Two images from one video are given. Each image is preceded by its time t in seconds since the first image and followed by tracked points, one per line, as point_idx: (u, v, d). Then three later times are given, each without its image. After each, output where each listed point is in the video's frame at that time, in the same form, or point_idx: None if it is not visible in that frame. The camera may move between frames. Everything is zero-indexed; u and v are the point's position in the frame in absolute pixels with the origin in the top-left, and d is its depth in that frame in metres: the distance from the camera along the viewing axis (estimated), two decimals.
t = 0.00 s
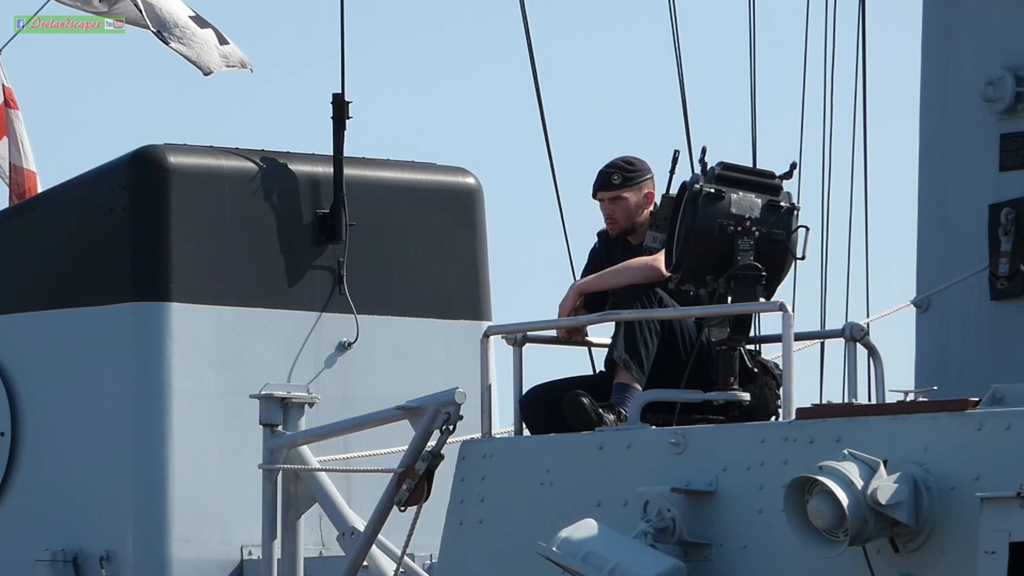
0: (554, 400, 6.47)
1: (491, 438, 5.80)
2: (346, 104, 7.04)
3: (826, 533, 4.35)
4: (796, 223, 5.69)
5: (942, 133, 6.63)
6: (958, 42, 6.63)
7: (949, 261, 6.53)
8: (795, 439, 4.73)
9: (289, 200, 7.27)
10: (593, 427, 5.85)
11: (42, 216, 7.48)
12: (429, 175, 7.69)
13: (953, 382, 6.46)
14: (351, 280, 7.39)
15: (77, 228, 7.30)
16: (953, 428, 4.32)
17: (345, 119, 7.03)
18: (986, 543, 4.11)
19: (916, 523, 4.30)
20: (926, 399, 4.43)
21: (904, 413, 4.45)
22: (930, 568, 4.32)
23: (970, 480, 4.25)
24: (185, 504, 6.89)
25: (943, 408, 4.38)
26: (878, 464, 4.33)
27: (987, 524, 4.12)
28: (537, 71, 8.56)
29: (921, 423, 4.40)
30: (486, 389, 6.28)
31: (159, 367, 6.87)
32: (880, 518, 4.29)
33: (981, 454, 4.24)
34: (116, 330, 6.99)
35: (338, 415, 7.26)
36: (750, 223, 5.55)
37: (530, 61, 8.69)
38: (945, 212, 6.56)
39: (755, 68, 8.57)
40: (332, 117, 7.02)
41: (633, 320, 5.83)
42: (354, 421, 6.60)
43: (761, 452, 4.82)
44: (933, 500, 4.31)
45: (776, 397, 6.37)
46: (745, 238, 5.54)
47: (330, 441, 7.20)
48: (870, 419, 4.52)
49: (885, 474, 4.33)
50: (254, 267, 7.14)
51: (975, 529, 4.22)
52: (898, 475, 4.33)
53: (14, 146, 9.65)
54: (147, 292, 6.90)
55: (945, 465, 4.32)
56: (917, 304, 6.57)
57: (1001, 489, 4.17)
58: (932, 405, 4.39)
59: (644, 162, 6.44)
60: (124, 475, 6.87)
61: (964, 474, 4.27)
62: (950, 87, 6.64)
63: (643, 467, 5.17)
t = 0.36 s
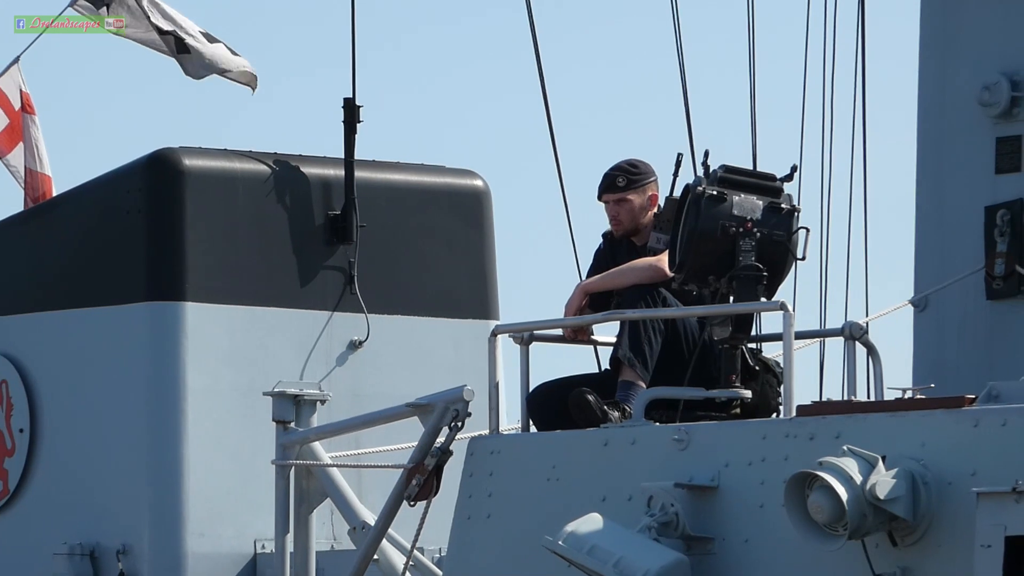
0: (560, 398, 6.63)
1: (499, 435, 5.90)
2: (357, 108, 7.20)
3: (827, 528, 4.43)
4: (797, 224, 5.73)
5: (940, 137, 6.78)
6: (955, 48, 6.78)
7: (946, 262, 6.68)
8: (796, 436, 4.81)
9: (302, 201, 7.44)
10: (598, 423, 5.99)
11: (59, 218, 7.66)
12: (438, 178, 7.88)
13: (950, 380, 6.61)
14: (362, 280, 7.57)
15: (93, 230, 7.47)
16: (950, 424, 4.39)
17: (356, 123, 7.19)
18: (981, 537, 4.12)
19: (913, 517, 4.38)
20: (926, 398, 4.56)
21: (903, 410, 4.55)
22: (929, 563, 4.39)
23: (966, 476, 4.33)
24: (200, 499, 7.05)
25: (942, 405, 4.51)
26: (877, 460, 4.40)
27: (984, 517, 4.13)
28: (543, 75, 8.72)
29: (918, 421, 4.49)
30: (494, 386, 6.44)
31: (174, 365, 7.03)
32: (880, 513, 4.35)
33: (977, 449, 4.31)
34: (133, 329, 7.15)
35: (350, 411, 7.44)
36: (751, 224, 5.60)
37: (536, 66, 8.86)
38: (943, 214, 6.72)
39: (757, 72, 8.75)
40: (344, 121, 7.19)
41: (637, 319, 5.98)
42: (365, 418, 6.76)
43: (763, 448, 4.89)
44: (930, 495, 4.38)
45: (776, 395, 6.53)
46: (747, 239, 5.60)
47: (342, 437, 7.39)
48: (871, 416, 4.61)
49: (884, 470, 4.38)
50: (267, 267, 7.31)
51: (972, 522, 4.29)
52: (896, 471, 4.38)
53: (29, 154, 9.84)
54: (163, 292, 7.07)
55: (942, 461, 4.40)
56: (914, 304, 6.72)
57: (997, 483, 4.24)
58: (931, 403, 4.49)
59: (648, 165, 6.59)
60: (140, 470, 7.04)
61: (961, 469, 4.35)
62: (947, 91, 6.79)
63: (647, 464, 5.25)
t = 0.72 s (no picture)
0: (565, 395, 6.79)
1: (506, 431, 5.97)
2: (368, 112, 7.37)
3: (826, 521, 4.46)
4: (797, 225, 5.87)
5: (938, 140, 6.93)
6: (953, 53, 6.93)
7: (944, 262, 6.83)
8: (797, 432, 4.87)
9: (313, 203, 7.62)
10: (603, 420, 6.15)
11: (76, 220, 7.85)
12: (447, 180, 8.06)
13: (946, 378, 6.75)
14: (373, 280, 7.75)
15: (109, 232, 7.65)
16: (948, 421, 4.46)
17: (367, 126, 7.36)
18: (978, 531, 4.18)
19: (911, 512, 4.44)
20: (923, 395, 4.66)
21: (899, 408, 4.62)
22: (926, 557, 4.45)
23: (963, 472, 4.40)
24: (214, 493, 7.22)
25: (939, 405, 4.62)
26: (875, 456, 4.48)
27: (979, 512, 4.20)
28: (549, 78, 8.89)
29: (916, 418, 4.55)
30: (501, 383, 6.61)
31: (189, 363, 7.20)
32: (878, 507, 4.43)
33: (973, 446, 4.38)
34: (148, 327, 7.32)
35: (361, 408, 7.62)
36: (753, 225, 5.74)
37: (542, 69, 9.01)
38: (940, 216, 6.87)
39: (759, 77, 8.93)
40: (354, 124, 7.36)
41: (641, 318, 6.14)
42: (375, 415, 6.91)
43: (764, 444, 4.95)
44: (927, 490, 4.44)
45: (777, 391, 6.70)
46: (749, 240, 5.73)
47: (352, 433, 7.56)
48: (868, 415, 4.68)
49: (883, 465, 4.46)
50: (279, 267, 7.48)
51: (968, 517, 4.37)
52: (894, 466, 4.45)
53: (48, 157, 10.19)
54: (177, 291, 7.24)
55: (939, 457, 4.46)
56: (912, 303, 6.86)
57: (992, 479, 4.32)
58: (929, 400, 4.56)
59: (652, 168, 6.76)
60: (155, 466, 7.20)
61: (956, 465, 4.42)
62: (945, 96, 6.94)
63: (650, 459, 5.31)
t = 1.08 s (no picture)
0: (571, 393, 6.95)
1: (513, 428, 6.12)
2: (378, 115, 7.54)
3: (827, 516, 4.62)
4: (797, 227, 6.02)
5: (936, 144, 7.06)
6: (951, 59, 7.06)
7: (942, 263, 6.96)
8: (797, 429, 5.02)
9: (325, 204, 7.79)
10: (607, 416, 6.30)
11: (92, 221, 8.02)
12: (455, 184, 8.25)
13: (944, 377, 6.85)
14: (382, 280, 7.92)
15: (125, 232, 7.82)
16: (945, 418, 4.61)
17: (378, 128, 7.53)
18: (975, 526, 4.33)
19: (909, 506, 4.57)
20: (918, 392, 4.77)
21: (897, 405, 4.76)
22: (925, 549, 4.59)
23: (959, 467, 4.54)
24: (228, 489, 7.38)
25: (935, 399, 4.72)
26: (874, 452, 4.63)
27: (976, 507, 4.34)
28: (555, 83, 9.03)
29: (914, 414, 4.69)
30: (508, 380, 6.77)
31: (203, 361, 7.36)
32: (877, 502, 4.57)
33: (970, 442, 4.53)
34: (163, 326, 7.49)
35: (372, 405, 7.78)
36: (755, 227, 5.88)
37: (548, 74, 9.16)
38: (937, 222, 7.02)
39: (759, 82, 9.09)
40: (365, 126, 7.53)
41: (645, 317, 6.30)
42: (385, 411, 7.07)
43: (765, 440, 5.10)
44: (925, 485, 4.58)
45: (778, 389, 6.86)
46: (750, 241, 5.86)
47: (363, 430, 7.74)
48: (867, 411, 4.82)
49: (882, 461, 4.61)
50: (291, 267, 7.65)
51: (964, 510, 4.50)
52: (892, 462, 4.60)
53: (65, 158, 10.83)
54: (192, 291, 7.40)
55: (937, 453, 4.61)
56: (910, 303, 6.98)
57: (989, 474, 4.46)
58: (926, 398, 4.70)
59: (656, 170, 6.92)
60: (171, 461, 7.37)
61: (953, 460, 4.56)
62: (943, 101, 7.08)
63: (655, 456, 5.46)
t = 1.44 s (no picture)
0: (576, 390, 7.12)
1: (521, 424, 6.27)
2: (387, 119, 7.70)
3: (826, 511, 4.76)
4: (798, 228, 6.17)
5: (933, 147, 7.15)
6: (949, 62, 7.12)
7: (939, 264, 7.03)
8: (797, 425, 5.17)
9: (335, 206, 7.96)
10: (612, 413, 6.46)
11: (107, 222, 8.19)
12: (463, 186, 8.42)
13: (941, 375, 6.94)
14: (392, 280, 8.08)
15: (139, 234, 7.99)
16: (942, 415, 4.73)
17: (387, 131, 7.69)
18: (972, 520, 4.47)
19: (908, 502, 4.69)
20: (916, 389, 4.89)
21: (895, 402, 4.88)
22: (922, 544, 4.71)
23: (956, 463, 4.66)
24: (240, 485, 7.55)
25: (933, 397, 4.82)
26: (872, 448, 4.74)
27: (974, 501, 4.48)
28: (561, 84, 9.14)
29: (911, 412, 4.81)
30: (514, 378, 6.94)
31: (217, 360, 7.53)
32: (875, 498, 4.68)
33: (966, 439, 4.65)
34: (178, 326, 7.66)
35: (381, 403, 7.96)
36: (756, 228, 6.03)
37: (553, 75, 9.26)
38: (937, 220, 7.07)
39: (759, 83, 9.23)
40: (375, 129, 7.69)
41: (649, 316, 6.45)
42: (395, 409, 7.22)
43: (766, 437, 5.24)
44: (923, 481, 4.70)
45: (779, 387, 7.02)
46: (752, 242, 6.01)
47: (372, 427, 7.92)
48: (867, 408, 4.94)
49: (880, 457, 4.72)
50: (302, 267, 7.82)
51: (962, 505, 4.62)
52: (891, 458, 4.71)
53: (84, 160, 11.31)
54: (206, 291, 7.57)
55: (934, 450, 4.73)
56: (908, 302, 7.05)
57: (984, 471, 4.57)
58: (924, 396, 4.82)
59: (660, 173, 7.07)
60: (184, 458, 7.54)
61: (950, 457, 4.68)
62: (939, 103, 7.15)
63: (659, 452, 5.61)
